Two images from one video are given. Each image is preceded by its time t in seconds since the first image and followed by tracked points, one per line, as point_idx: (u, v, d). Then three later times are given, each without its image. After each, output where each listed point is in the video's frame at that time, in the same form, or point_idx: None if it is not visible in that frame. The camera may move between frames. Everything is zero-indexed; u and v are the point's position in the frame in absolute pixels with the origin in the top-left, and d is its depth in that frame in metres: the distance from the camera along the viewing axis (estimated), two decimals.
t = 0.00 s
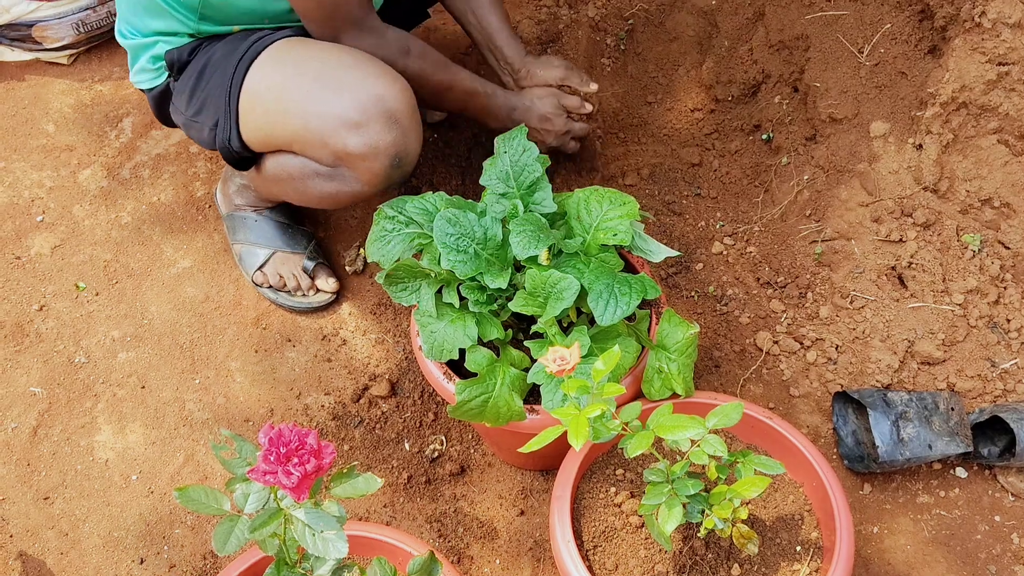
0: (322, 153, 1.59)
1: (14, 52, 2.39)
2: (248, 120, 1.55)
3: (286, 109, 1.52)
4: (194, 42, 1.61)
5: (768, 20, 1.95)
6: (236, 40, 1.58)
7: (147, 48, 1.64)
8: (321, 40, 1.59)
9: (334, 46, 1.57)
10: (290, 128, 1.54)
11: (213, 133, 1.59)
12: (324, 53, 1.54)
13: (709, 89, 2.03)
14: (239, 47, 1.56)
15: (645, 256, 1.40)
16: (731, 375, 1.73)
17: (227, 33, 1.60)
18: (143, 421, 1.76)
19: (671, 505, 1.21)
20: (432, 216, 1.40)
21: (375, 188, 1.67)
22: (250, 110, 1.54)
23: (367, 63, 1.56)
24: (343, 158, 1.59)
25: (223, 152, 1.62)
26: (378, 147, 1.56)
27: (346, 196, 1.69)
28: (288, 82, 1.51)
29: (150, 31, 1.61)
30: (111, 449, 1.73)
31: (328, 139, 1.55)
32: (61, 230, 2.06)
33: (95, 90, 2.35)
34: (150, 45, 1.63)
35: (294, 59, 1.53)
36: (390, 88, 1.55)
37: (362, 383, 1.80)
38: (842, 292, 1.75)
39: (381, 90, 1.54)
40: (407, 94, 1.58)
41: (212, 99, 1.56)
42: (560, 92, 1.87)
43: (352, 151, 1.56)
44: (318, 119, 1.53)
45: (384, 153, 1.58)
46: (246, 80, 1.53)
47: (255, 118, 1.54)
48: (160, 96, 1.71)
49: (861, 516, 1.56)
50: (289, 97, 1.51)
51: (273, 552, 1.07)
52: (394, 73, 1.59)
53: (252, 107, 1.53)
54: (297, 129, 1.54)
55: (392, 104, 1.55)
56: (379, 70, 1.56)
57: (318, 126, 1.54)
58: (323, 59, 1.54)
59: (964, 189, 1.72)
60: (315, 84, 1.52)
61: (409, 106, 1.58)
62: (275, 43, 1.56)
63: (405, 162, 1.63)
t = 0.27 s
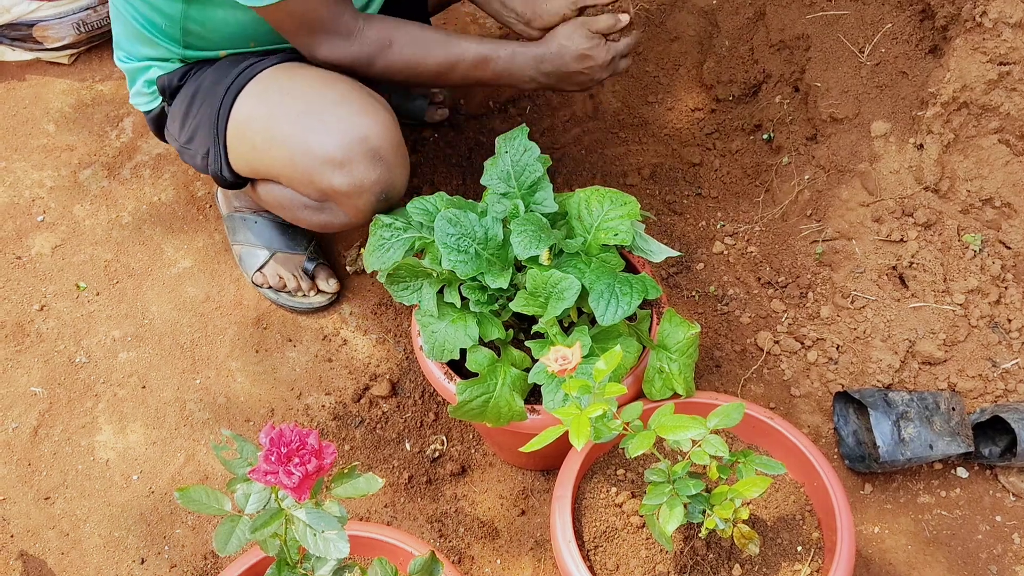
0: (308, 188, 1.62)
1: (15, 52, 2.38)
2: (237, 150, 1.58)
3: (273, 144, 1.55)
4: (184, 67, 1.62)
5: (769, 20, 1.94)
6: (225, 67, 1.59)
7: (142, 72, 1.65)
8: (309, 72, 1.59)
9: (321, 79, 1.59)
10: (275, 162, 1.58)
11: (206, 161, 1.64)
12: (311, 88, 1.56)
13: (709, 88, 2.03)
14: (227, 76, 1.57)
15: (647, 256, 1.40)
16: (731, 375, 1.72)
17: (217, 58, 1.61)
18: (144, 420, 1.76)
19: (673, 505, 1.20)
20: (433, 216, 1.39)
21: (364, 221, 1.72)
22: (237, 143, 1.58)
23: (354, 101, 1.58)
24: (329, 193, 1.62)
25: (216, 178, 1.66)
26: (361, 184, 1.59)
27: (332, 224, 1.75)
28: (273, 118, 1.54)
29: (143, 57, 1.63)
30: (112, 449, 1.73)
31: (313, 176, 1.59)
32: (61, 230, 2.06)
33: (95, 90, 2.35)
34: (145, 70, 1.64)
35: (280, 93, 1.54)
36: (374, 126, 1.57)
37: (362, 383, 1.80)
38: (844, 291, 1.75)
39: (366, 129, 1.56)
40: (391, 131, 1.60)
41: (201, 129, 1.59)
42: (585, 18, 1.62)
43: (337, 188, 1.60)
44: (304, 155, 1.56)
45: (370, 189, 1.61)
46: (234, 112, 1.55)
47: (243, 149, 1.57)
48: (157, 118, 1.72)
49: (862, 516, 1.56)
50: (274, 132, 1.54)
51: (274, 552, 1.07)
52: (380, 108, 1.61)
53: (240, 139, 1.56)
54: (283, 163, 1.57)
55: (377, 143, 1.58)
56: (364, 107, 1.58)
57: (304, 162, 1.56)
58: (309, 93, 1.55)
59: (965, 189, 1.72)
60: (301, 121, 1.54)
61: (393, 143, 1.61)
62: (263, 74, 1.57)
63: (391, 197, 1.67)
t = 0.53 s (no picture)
0: (300, 200, 1.63)
1: (15, 49, 2.38)
2: (230, 163, 1.60)
3: (264, 158, 1.57)
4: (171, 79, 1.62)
5: (770, 17, 1.94)
6: (213, 78, 1.59)
7: (128, 81, 1.65)
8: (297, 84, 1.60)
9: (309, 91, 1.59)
10: (266, 173, 1.59)
11: (201, 172, 1.66)
12: (299, 99, 1.56)
13: (710, 86, 2.02)
14: (216, 89, 1.57)
15: (648, 253, 1.40)
16: (732, 373, 1.72)
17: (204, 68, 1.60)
18: (144, 418, 1.76)
19: (673, 503, 1.20)
20: (433, 214, 1.39)
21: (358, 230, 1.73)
22: (230, 155, 1.59)
23: (343, 111, 1.59)
24: (322, 204, 1.63)
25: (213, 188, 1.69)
26: (353, 195, 1.61)
27: (327, 234, 1.76)
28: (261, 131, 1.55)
29: (127, 66, 1.61)
30: (112, 447, 1.72)
31: (303, 188, 1.60)
32: (61, 227, 2.05)
33: (95, 87, 2.34)
34: (130, 79, 1.64)
35: (268, 106, 1.55)
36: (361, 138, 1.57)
37: (363, 380, 1.79)
38: (845, 289, 1.75)
39: (355, 141, 1.57)
40: (380, 143, 1.61)
41: (192, 141, 1.60)
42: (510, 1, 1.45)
43: (329, 199, 1.61)
44: (295, 169, 1.57)
45: (362, 200, 1.62)
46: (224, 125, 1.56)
47: (236, 162, 1.59)
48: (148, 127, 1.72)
49: (863, 515, 1.56)
50: (264, 146, 1.55)
51: (273, 550, 1.07)
52: (368, 120, 1.62)
53: (233, 152, 1.58)
54: (275, 176, 1.59)
55: (367, 153, 1.58)
56: (353, 118, 1.59)
57: (295, 175, 1.57)
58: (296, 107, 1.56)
59: (966, 186, 1.72)
60: (290, 135, 1.55)
61: (382, 154, 1.62)
62: (250, 86, 1.57)
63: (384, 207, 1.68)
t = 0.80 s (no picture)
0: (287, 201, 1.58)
1: (15, 44, 2.38)
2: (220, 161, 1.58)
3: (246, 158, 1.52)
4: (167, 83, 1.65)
5: (771, 13, 1.93)
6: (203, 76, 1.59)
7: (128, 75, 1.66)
8: (285, 82, 1.52)
9: (295, 89, 1.51)
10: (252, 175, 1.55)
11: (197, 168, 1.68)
12: (278, 97, 1.49)
13: (710, 81, 2.01)
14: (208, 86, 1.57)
15: (649, 249, 1.40)
16: (732, 369, 1.72)
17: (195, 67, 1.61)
18: (144, 414, 1.76)
19: (673, 498, 1.20)
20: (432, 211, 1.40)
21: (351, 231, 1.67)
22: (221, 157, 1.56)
23: (324, 107, 1.47)
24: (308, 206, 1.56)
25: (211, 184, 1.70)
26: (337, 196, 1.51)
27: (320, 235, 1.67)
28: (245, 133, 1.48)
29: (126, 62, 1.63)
30: (111, 442, 1.72)
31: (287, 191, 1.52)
32: (61, 223, 2.05)
33: (95, 82, 2.34)
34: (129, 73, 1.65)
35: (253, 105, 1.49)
36: (346, 135, 1.44)
37: (363, 376, 1.79)
38: (845, 285, 1.74)
39: (334, 137, 1.44)
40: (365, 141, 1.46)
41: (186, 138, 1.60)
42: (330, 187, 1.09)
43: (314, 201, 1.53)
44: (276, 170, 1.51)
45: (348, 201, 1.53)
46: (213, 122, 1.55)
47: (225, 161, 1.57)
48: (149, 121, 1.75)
49: (863, 511, 1.56)
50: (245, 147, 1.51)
51: (273, 545, 1.07)
52: (354, 117, 1.49)
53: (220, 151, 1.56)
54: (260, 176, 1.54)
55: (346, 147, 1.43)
56: (338, 115, 1.47)
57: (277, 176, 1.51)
58: (280, 105, 1.48)
59: (967, 182, 1.72)
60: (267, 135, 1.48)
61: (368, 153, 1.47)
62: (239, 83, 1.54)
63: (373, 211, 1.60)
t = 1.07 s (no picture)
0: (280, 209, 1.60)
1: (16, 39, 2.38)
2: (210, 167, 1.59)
3: (238, 167, 1.54)
4: (152, 88, 1.67)
5: (774, 6, 1.92)
6: (188, 84, 1.60)
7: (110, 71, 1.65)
8: (271, 85, 1.55)
9: (283, 93, 1.53)
10: (243, 182, 1.57)
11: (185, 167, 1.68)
12: (267, 106, 1.51)
13: (712, 76, 2.00)
14: (194, 91, 1.58)
15: (651, 242, 1.39)
16: (735, 364, 1.71)
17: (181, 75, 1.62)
18: (145, 408, 1.75)
19: (675, 493, 1.20)
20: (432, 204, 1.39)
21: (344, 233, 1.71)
22: (208, 161, 1.58)
23: (313, 115, 1.53)
24: (300, 212, 1.59)
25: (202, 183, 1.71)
26: (330, 202, 1.56)
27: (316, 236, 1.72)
28: (237, 140, 1.52)
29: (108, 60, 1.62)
30: (113, 437, 1.72)
31: (281, 198, 1.56)
32: (62, 217, 2.05)
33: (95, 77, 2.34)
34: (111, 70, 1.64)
35: (241, 110, 1.51)
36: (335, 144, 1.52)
37: (365, 371, 1.79)
38: (848, 280, 1.74)
39: (327, 146, 1.52)
40: (356, 149, 1.55)
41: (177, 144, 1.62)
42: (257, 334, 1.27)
43: (306, 207, 1.57)
44: (269, 179, 1.53)
45: (340, 207, 1.58)
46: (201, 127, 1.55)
47: (215, 168, 1.58)
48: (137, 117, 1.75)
49: (866, 506, 1.55)
50: (237, 155, 1.52)
51: (275, 539, 1.06)
52: (343, 123, 1.56)
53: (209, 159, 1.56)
54: (251, 185, 1.56)
55: (338, 158, 1.52)
56: (326, 123, 1.54)
57: (271, 184, 1.54)
58: (269, 112, 1.51)
59: (971, 177, 1.71)
60: (260, 145, 1.51)
61: (359, 159, 1.56)
62: (223, 89, 1.55)
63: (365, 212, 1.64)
